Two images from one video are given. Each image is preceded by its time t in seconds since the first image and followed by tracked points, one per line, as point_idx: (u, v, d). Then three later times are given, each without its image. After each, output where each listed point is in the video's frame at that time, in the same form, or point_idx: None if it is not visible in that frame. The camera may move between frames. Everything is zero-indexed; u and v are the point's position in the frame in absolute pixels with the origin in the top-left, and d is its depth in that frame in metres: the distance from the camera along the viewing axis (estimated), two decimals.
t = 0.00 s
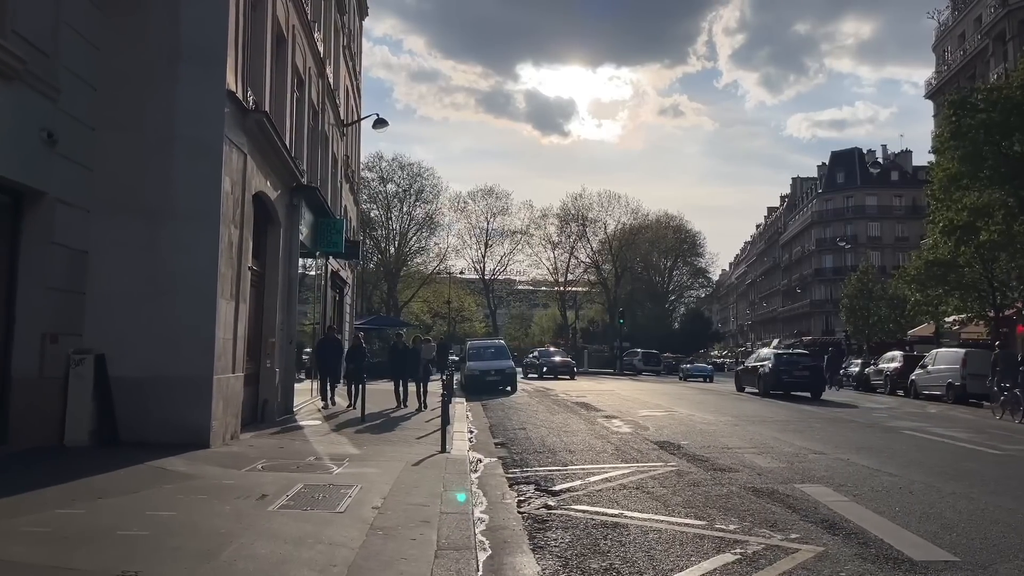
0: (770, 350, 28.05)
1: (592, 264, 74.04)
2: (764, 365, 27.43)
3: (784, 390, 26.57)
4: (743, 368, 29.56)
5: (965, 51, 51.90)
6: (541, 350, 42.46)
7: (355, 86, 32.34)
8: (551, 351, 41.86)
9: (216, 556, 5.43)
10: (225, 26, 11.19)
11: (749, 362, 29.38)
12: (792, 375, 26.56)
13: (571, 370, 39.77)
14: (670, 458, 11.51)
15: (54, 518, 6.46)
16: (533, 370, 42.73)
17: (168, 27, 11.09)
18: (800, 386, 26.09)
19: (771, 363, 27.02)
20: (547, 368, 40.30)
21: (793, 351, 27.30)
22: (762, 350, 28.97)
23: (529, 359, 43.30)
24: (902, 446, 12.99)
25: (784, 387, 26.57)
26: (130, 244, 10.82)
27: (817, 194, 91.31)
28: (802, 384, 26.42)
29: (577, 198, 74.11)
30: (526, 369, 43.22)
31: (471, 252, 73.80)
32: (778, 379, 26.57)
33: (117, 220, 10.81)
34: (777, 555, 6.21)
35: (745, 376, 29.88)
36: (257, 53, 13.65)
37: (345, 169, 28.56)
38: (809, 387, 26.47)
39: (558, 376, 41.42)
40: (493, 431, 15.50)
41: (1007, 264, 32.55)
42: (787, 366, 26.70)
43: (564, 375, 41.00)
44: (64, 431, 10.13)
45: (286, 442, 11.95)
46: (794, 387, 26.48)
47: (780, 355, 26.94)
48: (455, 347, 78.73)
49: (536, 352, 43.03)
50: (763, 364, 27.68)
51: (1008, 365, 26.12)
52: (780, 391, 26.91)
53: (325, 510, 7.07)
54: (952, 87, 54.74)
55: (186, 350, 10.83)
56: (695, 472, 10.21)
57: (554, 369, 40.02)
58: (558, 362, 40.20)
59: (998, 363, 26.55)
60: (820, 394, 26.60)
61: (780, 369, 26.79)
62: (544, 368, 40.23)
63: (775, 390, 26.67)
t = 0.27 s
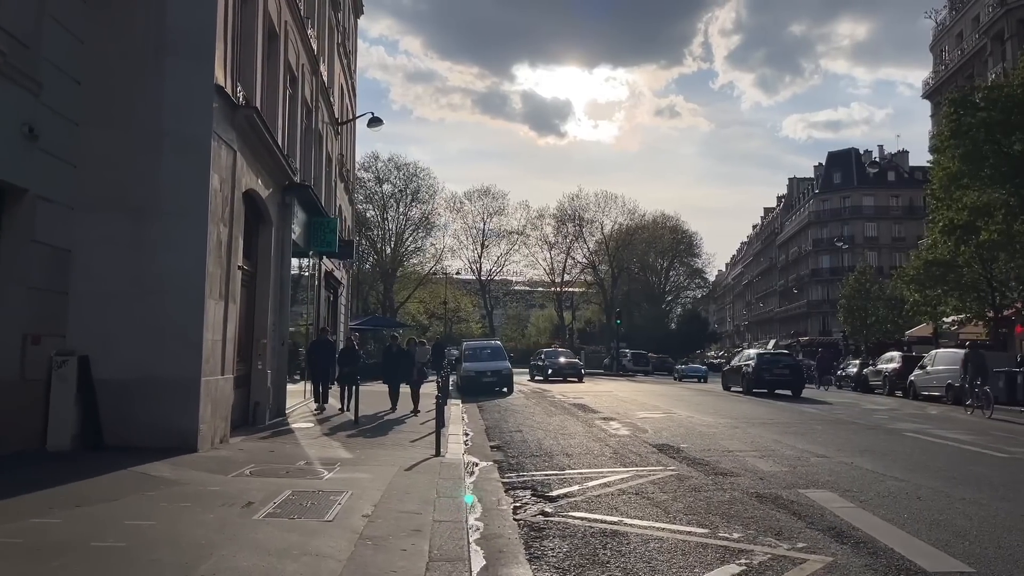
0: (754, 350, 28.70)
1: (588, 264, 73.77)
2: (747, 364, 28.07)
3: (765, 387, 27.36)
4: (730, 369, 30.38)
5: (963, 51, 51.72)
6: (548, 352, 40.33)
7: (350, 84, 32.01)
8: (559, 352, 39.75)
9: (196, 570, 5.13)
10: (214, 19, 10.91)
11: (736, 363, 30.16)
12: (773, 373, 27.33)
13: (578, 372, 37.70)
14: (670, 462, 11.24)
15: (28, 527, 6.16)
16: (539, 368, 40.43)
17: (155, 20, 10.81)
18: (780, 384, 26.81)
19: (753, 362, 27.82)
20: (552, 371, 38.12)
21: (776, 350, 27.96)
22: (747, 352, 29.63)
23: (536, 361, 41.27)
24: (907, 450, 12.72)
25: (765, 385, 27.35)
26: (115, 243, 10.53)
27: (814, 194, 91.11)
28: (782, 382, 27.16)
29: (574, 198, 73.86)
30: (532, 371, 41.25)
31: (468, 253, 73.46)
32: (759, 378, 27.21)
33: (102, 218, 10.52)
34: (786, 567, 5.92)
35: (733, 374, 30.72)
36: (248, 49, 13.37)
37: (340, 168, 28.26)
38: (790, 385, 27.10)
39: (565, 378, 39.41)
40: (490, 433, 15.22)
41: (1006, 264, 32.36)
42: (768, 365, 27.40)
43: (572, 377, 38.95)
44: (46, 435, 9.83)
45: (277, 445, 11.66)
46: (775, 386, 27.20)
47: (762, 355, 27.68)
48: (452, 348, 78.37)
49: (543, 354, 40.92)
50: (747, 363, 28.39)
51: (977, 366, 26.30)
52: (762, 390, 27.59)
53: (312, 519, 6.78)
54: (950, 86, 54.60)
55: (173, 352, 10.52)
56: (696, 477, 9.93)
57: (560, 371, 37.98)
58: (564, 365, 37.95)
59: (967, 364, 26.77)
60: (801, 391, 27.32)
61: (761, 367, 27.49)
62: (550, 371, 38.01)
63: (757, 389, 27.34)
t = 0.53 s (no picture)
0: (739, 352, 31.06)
1: (585, 264, 73.62)
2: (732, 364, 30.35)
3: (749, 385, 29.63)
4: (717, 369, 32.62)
5: (961, 51, 51.66)
6: (555, 352, 38.12)
7: (346, 83, 31.79)
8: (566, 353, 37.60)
9: None
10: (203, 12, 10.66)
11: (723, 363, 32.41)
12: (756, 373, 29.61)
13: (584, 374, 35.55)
14: (670, 465, 11.02)
15: (5, 536, 5.92)
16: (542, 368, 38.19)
17: (143, 12, 10.56)
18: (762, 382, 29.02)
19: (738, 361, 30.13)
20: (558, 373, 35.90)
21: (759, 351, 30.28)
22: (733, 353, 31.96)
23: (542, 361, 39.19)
24: (909, 452, 12.53)
25: (749, 383, 29.58)
26: (101, 241, 10.26)
27: (811, 194, 91.02)
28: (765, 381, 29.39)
29: (570, 198, 73.69)
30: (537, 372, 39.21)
31: (464, 252, 73.23)
32: (743, 376, 29.45)
33: (89, 215, 10.25)
34: None
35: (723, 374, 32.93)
36: (239, 43, 13.10)
37: (335, 167, 28.00)
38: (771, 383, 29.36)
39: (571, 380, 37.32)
40: (486, 434, 15.00)
41: (1005, 264, 32.25)
42: (752, 365, 29.65)
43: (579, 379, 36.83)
44: (31, 438, 9.58)
45: (268, 448, 11.42)
46: (758, 383, 29.49)
47: (747, 355, 29.93)
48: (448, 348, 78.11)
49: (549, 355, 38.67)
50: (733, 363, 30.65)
51: (947, 366, 26.45)
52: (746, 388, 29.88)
53: (301, 527, 6.53)
54: (947, 86, 54.56)
55: (162, 353, 10.29)
56: (697, 481, 9.70)
57: (565, 373, 35.91)
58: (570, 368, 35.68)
59: (939, 363, 26.96)
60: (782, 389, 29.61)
61: (745, 367, 29.80)
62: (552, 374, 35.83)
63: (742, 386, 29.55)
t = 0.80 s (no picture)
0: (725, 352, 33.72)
1: (581, 264, 73.42)
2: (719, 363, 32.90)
3: (736, 383, 32.20)
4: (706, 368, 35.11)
5: (958, 50, 51.56)
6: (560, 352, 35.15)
7: (341, 80, 31.54)
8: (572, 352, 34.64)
9: None
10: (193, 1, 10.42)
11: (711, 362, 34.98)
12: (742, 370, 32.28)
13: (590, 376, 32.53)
14: (670, 465, 10.78)
15: None
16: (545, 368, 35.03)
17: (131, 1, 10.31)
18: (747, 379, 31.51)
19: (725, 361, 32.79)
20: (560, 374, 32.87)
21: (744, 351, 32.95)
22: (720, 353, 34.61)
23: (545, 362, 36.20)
24: (913, 452, 12.31)
25: (735, 380, 32.21)
26: (89, 236, 10.00)
27: (808, 194, 90.88)
28: (750, 378, 31.97)
29: (567, 198, 73.47)
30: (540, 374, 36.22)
31: (460, 252, 72.95)
32: (730, 374, 32.10)
33: (75, 209, 9.99)
34: None
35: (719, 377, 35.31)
36: (232, 35, 12.84)
37: (330, 164, 27.74)
38: (755, 380, 32.02)
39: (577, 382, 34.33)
40: (482, 434, 14.77)
41: (1004, 263, 32.12)
42: (737, 363, 32.36)
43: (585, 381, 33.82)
44: (15, 438, 9.32)
45: (260, 448, 11.17)
46: (743, 381, 32.12)
47: (732, 354, 32.61)
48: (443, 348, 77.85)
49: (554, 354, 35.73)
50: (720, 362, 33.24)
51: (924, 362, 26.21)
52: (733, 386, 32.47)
53: (290, 530, 6.29)
54: (945, 85, 54.52)
55: (151, 349, 10.04)
56: (698, 481, 9.47)
57: (569, 375, 32.89)
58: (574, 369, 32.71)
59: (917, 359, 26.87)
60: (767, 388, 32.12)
61: (731, 365, 32.44)
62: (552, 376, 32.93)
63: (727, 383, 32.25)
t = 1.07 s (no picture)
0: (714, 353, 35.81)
1: (577, 264, 73.23)
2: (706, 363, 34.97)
3: (722, 382, 34.20)
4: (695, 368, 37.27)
5: (955, 50, 51.45)
6: (563, 353, 32.24)
7: (336, 78, 31.27)
8: (577, 352, 31.76)
9: None
10: None
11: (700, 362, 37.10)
12: (725, 370, 34.93)
13: (595, 379, 29.70)
14: (671, 470, 10.53)
15: None
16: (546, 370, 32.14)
17: None
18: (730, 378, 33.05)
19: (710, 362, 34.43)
20: (563, 377, 30.04)
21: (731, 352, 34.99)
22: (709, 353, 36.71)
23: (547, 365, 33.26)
24: (918, 456, 12.07)
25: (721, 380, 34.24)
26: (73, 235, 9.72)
27: (804, 194, 90.76)
28: (736, 378, 34.05)
29: (563, 198, 73.25)
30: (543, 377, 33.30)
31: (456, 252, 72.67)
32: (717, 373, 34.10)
33: (60, 208, 9.72)
34: None
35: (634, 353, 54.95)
36: (223, 30, 12.57)
37: (324, 163, 27.47)
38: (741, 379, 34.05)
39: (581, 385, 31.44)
40: (478, 438, 14.50)
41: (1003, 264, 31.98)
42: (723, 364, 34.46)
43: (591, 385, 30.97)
44: None
45: (250, 452, 10.91)
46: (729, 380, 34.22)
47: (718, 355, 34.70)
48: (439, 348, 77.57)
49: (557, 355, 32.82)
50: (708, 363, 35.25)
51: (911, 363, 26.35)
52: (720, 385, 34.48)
53: (278, 541, 6.05)
54: (942, 85, 54.43)
55: (137, 351, 9.78)
56: (700, 487, 9.24)
57: (572, 377, 30.06)
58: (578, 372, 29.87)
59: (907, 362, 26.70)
60: (751, 386, 34.57)
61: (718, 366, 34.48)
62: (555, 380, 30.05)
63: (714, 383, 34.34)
